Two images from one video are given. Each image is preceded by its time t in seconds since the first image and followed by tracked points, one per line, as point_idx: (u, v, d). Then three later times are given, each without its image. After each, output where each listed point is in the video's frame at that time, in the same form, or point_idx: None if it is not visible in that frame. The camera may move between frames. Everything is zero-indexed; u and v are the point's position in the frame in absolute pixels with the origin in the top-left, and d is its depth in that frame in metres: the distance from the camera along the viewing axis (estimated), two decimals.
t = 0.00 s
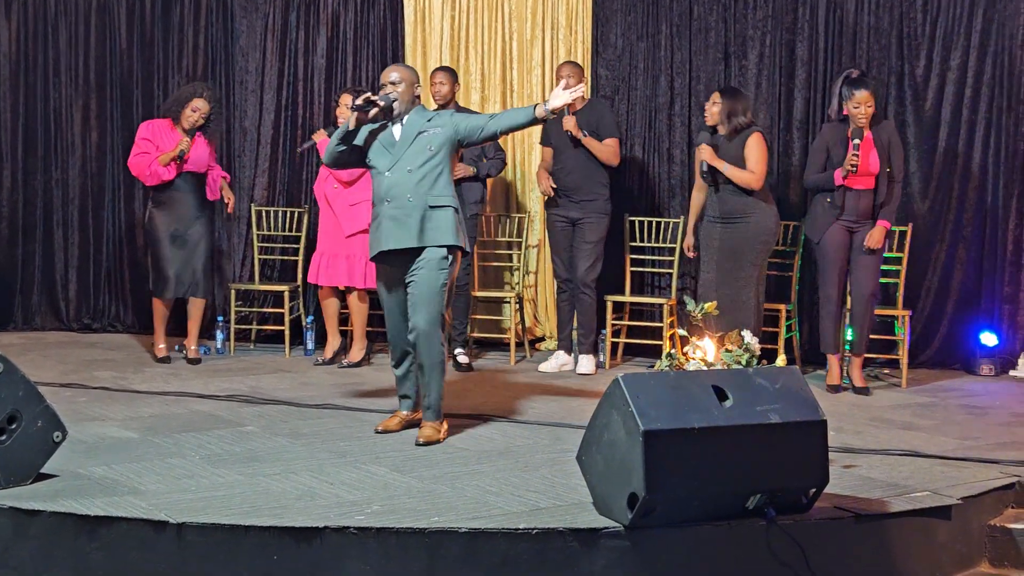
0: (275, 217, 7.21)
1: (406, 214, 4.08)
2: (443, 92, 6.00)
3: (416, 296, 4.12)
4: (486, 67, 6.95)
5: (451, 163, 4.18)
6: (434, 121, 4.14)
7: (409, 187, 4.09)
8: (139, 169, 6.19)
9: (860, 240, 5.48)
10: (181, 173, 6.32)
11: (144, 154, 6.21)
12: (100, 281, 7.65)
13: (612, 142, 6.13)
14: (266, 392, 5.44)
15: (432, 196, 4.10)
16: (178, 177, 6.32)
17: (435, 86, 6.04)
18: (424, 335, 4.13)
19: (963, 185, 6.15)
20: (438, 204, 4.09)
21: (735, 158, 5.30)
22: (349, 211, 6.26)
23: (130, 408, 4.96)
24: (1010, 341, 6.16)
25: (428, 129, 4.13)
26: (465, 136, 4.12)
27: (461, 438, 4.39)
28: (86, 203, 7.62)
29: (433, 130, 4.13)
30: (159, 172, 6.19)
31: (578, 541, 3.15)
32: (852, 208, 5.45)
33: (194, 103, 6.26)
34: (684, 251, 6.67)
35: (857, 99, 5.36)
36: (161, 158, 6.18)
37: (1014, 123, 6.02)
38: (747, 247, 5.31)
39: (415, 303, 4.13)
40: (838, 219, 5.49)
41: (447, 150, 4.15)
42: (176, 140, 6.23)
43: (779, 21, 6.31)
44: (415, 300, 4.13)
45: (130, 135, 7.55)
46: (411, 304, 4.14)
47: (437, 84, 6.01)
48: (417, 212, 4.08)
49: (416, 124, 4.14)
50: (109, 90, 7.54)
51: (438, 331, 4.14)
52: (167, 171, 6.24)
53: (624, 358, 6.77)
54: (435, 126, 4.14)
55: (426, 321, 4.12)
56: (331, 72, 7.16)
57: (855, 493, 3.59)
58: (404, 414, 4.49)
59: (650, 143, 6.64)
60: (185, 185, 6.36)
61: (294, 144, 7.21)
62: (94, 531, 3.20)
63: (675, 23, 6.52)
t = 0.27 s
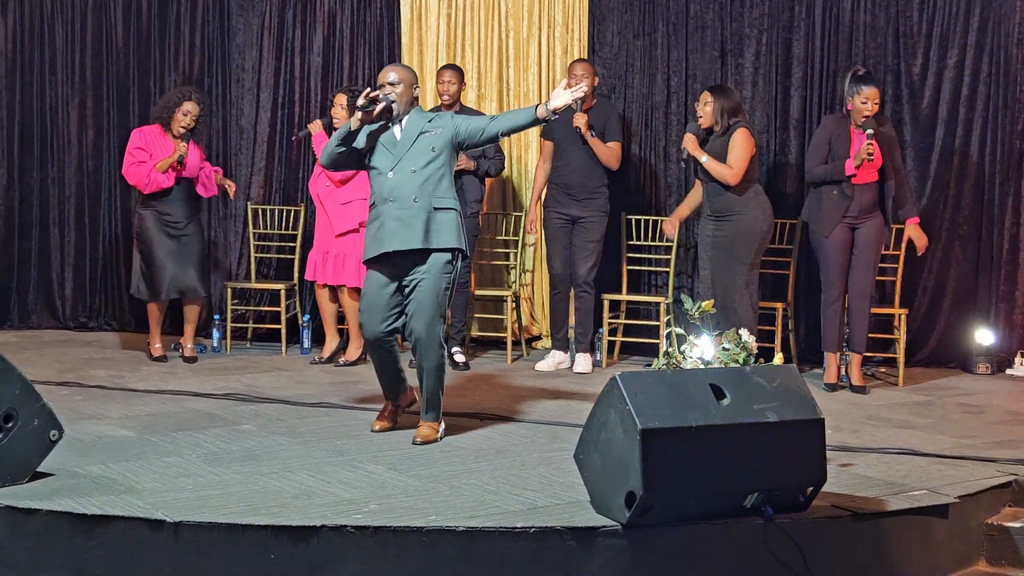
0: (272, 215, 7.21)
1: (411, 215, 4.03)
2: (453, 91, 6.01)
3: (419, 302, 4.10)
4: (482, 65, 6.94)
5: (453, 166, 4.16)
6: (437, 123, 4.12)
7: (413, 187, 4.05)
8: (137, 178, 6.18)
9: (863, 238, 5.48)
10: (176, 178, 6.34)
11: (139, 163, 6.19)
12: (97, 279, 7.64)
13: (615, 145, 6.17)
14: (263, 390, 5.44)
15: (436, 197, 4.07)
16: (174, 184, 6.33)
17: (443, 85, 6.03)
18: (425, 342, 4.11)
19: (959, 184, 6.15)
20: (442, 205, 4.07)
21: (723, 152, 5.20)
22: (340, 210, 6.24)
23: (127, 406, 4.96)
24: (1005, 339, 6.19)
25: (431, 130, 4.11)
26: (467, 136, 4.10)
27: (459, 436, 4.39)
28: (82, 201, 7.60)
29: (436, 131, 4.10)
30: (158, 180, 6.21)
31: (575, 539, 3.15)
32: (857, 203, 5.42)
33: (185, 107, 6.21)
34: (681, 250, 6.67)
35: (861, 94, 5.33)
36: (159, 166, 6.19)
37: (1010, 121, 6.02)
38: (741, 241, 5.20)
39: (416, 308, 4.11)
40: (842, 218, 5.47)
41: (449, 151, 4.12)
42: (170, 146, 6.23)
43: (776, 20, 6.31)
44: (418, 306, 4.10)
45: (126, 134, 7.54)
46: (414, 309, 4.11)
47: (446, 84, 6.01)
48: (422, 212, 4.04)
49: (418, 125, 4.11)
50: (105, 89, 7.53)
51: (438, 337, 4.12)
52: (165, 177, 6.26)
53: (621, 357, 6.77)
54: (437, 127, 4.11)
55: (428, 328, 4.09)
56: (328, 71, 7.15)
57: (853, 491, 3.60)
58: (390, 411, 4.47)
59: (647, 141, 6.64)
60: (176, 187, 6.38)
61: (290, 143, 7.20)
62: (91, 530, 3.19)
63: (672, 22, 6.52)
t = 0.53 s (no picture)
0: (269, 214, 7.20)
1: (402, 211, 3.99)
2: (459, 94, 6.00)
3: (414, 300, 4.06)
4: (480, 63, 6.94)
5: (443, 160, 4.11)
6: (426, 117, 4.06)
7: (403, 184, 4.01)
8: (137, 166, 6.13)
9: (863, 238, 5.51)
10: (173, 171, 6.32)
11: (140, 151, 6.15)
12: (94, 277, 7.63)
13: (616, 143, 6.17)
14: (261, 389, 5.43)
15: (427, 194, 4.03)
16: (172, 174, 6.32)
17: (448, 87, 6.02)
18: (422, 339, 4.09)
19: (958, 182, 6.15)
20: (433, 201, 4.04)
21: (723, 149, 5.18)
22: (336, 209, 6.25)
23: (125, 405, 4.95)
24: (1003, 338, 6.19)
25: (420, 125, 4.05)
26: (458, 131, 4.05)
27: (457, 435, 4.38)
28: (80, 199, 7.59)
29: (426, 125, 4.05)
30: (160, 167, 6.18)
31: (575, 538, 3.14)
32: (857, 204, 5.45)
33: (180, 98, 6.25)
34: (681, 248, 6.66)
35: (864, 95, 5.32)
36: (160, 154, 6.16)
37: (1008, 120, 6.02)
38: (739, 239, 5.19)
39: (411, 306, 4.07)
40: (845, 219, 5.46)
41: (439, 145, 4.07)
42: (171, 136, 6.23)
43: (775, 19, 6.30)
44: (413, 304, 4.06)
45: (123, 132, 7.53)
46: (407, 307, 4.08)
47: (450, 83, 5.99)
48: (412, 208, 4.00)
49: (407, 119, 4.05)
50: (103, 86, 7.52)
51: (435, 334, 4.10)
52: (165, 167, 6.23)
53: (619, 356, 6.77)
54: (427, 122, 4.05)
55: (426, 326, 4.07)
56: (325, 68, 7.14)
57: (852, 490, 3.60)
58: (366, 417, 4.27)
59: (646, 140, 6.63)
60: (175, 180, 6.36)
61: (288, 140, 7.19)
62: (89, 529, 3.19)
63: (670, 20, 6.52)
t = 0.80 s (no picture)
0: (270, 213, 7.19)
1: (378, 214, 3.93)
2: (453, 91, 6.02)
3: (393, 301, 3.98)
4: (481, 61, 6.93)
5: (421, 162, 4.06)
6: (404, 118, 4.01)
7: (380, 186, 3.95)
8: (148, 170, 6.16)
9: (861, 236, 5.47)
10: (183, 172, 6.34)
11: (150, 154, 6.17)
12: (95, 276, 7.63)
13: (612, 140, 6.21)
14: (261, 388, 5.42)
15: (404, 196, 3.97)
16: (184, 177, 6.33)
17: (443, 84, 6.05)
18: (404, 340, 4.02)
19: (959, 181, 6.14)
20: (410, 204, 3.97)
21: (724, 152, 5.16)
22: (334, 204, 6.30)
23: (125, 404, 4.94)
24: (1005, 338, 6.17)
25: (397, 126, 3.99)
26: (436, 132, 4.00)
27: (458, 434, 4.38)
28: (81, 198, 7.59)
29: (403, 126, 3.99)
30: (170, 171, 6.20)
31: (576, 538, 3.14)
32: (856, 202, 5.41)
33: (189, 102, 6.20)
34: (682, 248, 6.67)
35: (858, 96, 5.32)
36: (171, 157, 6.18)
37: (1010, 119, 6.01)
38: (743, 239, 5.18)
39: (391, 312, 4.00)
40: (842, 215, 5.44)
41: (417, 146, 4.02)
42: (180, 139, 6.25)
43: (776, 18, 6.29)
44: (392, 305, 3.99)
45: (124, 131, 7.52)
46: (388, 308, 4.00)
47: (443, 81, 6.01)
48: (389, 211, 3.94)
49: (384, 120, 3.99)
50: (104, 85, 7.51)
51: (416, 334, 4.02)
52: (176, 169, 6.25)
53: (621, 355, 6.77)
54: (405, 123, 4.00)
55: (407, 326, 3.99)
56: (326, 67, 7.14)
57: (853, 490, 3.59)
58: (360, 424, 4.20)
59: (647, 139, 6.63)
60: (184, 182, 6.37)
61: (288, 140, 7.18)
62: (90, 528, 3.18)
63: (671, 19, 6.51)
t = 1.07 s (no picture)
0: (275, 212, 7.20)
1: (370, 214, 3.85)
2: (448, 94, 6.02)
3: (377, 293, 3.86)
4: (487, 61, 6.92)
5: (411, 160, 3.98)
6: (393, 116, 3.93)
7: (370, 185, 3.86)
8: (159, 167, 6.15)
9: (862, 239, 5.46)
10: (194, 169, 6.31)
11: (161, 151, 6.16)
12: (101, 275, 7.64)
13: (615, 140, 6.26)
14: (267, 388, 5.42)
15: (395, 195, 3.88)
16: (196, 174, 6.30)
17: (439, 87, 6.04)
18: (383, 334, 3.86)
19: (966, 182, 6.13)
20: (402, 202, 3.88)
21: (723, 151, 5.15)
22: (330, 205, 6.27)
23: (131, 403, 4.94)
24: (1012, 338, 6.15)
25: (386, 123, 3.91)
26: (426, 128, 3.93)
27: (464, 434, 4.38)
28: (87, 197, 7.59)
29: (392, 124, 3.91)
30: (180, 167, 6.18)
31: (582, 538, 3.13)
32: (859, 205, 5.40)
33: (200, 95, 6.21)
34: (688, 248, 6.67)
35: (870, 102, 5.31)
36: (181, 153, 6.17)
37: (1017, 120, 6.00)
38: (750, 238, 5.17)
39: (374, 300, 3.86)
40: (844, 219, 5.42)
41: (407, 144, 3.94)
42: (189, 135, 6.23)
43: (782, 18, 6.28)
44: (376, 297, 3.86)
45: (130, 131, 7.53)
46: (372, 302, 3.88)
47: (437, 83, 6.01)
48: (380, 210, 3.85)
49: (372, 118, 3.91)
50: (110, 85, 7.52)
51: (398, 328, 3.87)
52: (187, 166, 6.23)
53: (626, 355, 6.76)
54: (393, 120, 3.92)
55: (386, 319, 3.84)
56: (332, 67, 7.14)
57: (860, 491, 3.58)
58: (366, 424, 4.19)
59: (653, 139, 6.62)
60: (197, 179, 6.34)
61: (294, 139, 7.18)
62: (95, 528, 3.18)
63: (677, 19, 6.50)
